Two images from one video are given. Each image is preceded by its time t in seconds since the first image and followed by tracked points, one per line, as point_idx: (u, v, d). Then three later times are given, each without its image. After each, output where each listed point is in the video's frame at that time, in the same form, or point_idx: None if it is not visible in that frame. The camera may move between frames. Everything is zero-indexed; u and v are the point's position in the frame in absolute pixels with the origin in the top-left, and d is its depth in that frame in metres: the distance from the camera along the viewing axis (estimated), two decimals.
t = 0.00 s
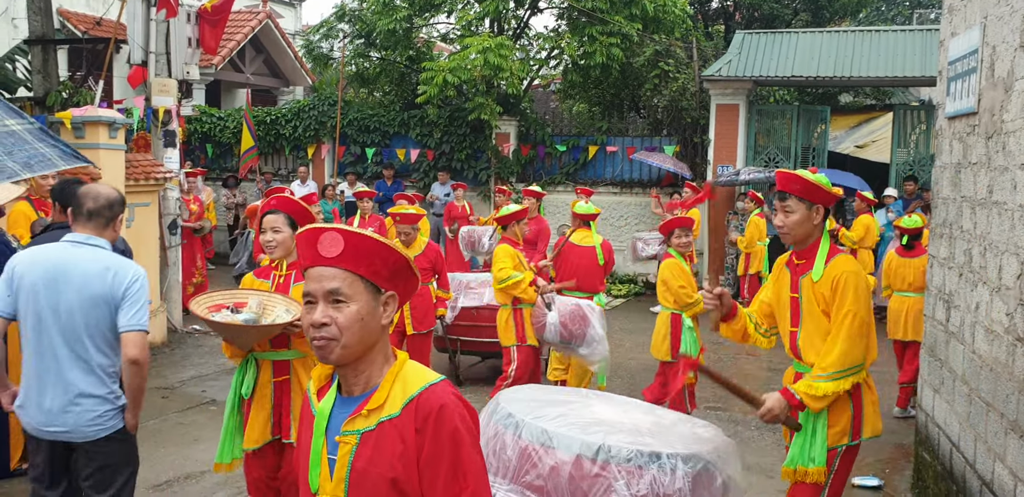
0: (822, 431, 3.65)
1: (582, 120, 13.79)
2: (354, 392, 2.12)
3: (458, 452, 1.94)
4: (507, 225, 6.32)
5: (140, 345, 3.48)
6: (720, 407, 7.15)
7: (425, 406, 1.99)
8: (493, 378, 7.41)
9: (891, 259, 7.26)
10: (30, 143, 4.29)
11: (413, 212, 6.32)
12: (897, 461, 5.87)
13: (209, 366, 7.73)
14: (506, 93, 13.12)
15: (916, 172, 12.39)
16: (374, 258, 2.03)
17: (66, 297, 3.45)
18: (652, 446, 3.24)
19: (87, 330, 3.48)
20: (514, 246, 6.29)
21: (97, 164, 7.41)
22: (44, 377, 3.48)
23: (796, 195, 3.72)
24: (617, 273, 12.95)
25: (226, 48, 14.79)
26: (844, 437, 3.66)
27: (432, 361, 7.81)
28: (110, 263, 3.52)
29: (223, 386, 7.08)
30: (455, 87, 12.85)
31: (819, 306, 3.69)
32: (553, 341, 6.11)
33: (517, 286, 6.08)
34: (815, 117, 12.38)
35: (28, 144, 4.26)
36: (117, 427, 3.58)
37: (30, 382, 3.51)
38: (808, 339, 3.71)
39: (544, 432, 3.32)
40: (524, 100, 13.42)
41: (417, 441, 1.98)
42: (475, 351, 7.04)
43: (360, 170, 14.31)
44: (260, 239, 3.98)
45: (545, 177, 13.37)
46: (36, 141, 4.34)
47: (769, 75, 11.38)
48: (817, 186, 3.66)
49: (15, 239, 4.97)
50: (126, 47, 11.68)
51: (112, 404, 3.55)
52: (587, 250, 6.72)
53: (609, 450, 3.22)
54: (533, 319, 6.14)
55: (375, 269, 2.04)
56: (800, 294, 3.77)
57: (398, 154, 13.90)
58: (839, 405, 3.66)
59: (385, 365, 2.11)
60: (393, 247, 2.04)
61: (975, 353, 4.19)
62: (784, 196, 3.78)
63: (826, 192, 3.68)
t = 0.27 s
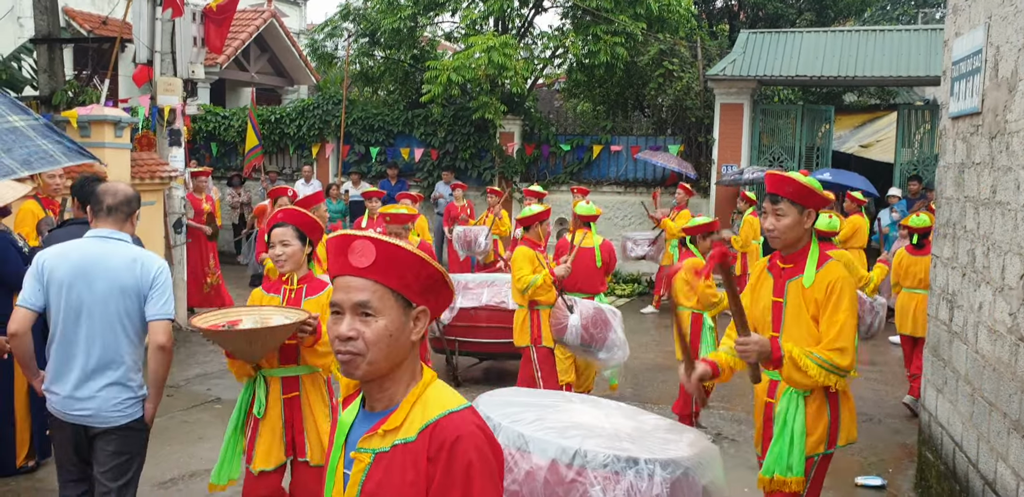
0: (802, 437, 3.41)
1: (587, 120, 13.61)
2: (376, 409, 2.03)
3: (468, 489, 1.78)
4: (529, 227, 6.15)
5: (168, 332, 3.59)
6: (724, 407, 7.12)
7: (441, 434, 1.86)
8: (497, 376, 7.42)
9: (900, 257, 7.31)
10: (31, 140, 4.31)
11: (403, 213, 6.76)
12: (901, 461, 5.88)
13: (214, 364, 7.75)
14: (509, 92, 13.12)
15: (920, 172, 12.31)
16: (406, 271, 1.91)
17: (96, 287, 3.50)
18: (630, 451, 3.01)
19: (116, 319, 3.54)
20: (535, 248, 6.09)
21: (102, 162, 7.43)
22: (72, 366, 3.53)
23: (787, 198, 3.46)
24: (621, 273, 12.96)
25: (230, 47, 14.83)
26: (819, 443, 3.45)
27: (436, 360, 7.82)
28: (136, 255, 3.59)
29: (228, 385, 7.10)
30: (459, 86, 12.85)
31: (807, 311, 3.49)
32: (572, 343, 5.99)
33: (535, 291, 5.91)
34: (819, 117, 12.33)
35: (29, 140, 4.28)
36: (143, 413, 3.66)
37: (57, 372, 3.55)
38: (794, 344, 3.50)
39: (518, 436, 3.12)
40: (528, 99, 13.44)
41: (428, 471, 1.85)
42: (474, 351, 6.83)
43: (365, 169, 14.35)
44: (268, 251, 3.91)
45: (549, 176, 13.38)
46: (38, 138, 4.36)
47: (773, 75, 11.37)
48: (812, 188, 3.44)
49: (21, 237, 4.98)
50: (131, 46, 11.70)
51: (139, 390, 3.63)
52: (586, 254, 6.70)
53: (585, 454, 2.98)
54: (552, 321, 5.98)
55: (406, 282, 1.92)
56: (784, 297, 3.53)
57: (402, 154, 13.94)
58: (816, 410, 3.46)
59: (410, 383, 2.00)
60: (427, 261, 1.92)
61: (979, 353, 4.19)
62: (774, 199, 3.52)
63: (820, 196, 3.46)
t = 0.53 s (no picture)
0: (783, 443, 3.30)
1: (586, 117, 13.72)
2: (400, 418, 1.97)
3: None
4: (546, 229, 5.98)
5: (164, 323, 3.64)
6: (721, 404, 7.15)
7: (475, 444, 1.78)
8: (495, 373, 7.44)
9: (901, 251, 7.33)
10: (24, 139, 4.34)
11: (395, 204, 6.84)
12: (898, 457, 5.89)
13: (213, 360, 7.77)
14: (509, 89, 13.10)
15: (919, 169, 12.43)
16: (436, 270, 1.85)
17: (92, 283, 3.57)
18: (606, 453, 2.88)
19: (113, 313, 3.61)
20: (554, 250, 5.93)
21: (101, 159, 7.44)
22: (74, 361, 3.61)
23: (765, 193, 3.36)
24: (620, 270, 12.97)
25: (229, 44, 14.83)
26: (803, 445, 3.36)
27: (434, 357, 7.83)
28: (129, 249, 3.64)
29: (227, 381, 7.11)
30: (458, 84, 12.85)
31: (782, 306, 3.37)
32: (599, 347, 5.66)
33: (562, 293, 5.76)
34: (818, 115, 12.39)
35: (22, 139, 4.30)
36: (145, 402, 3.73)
37: (60, 367, 3.63)
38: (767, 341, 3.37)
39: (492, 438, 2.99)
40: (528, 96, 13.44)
41: (462, 482, 1.77)
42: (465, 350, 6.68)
43: (364, 166, 14.34)
44: (258, 240, 3.87)
45: (548, 173, 13.40)
46: (32, 137, 4.39)
47: (772, 72, 11.37)
48: (792, 182, 3.32)
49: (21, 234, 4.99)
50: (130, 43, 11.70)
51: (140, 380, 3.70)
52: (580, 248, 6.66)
53: (560, 456, 2.87)
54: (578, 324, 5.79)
55: (436, 282, 1.85)
56: (760, 292, 3.43)
57: (401, 151, 13.95)
58: (795, 411, 3.36)
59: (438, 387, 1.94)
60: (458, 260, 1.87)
61: (974, 350, 4.21)
62: (751, 193, 3.41)
63: (798, 190, 3.34)
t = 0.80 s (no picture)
0: (770, 449, 3.27)
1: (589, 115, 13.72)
2: (414, 432, 1.85)
3: None
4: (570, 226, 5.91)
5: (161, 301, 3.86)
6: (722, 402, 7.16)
7: (492, 466, 1.67)
8: (496, 371, 7.45)
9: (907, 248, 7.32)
10: (27, 135, 4.35)
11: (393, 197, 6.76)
12: (898, 456, 5.89)
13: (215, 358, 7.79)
14: (511, 88, 13.00)
15: (922, 168, 12.40)
16: (417, 306, 1.72)
17: (92, 266, 3.76)
18: (589, 458, 2.90)
19: (113, 295, 3.80)
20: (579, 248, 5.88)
21: (103, 157, 7.46)
22: (76, 341, 3.77)
23: (744, 194, 3.35)
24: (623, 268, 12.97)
25: (232, 42, 14.86)
26: (790, 450, 3.33)
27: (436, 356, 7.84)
28: (126, 234, 3.86)
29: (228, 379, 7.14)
30: (461, 82, 12.87)
31: (764, 310, 3.31)
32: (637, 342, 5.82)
33: (591, 295, 5.70)
34: (821, 113, 12.37)
35: (24, 135, 4.31)
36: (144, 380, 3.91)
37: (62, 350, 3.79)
38: (750, 345, 3.30)
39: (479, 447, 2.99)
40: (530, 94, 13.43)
41: None
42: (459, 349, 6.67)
43: (366, 164, 14.34)
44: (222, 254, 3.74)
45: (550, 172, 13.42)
46: (35, 133, 4.40)
47: (774, 71, 11.36)
48: (774, 183, 3.32)
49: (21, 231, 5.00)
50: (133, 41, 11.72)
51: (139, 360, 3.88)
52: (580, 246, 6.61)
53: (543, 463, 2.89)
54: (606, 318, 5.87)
55: (419, 317, 1.73)
56: (740, 294, 3.37)
57: (404, 149, 13.96)
58: (780, 419, 3.32)
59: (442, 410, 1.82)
60: (446, 299, 1.72)
61: (974, 348, 4.21)
62: (731, 194, 3.39)
63: (779, 189, 3.33)
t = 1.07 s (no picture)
0: (753, 451, 3.18)
1: (591, 109, 13.73)
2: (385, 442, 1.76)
3: None
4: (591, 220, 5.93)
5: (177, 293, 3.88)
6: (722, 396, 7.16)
7: (454, 482, 1.58)
8: (497, 364, 7.47)
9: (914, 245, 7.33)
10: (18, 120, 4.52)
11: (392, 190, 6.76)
12: (898, 450, 5.90)
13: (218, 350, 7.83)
14: (513, 81, 13.07)
15: (925, 162, 12.33)
16: (369, 311, 1.62)
17: (109, 258, 3.81)
18: (573, 458, 2.87)
19: (130, 287, 3.84)
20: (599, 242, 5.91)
21: (105, 150, 7.46)
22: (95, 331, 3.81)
23: (709, 192, 3.23)
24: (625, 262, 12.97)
25: (235, 36, 14.85)
26: (772, 451, 3.25)
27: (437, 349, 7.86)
28: (141, 228, 3.90)
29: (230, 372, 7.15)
30: (463, 75, 12.89)
31: (741, 310, 3.24)
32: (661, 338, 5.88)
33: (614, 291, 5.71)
34: (824, 107, 12.37)
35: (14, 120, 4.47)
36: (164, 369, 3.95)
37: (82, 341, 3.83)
38: (728, 347, 3.23)
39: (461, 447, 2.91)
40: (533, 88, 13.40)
41: None
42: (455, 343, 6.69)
43: (368, 158, 14.31)
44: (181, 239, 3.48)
45: (553, 165, 13.41)
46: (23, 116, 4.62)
47: (777, 65, 11.34)
48: (736, 180, 3.20)
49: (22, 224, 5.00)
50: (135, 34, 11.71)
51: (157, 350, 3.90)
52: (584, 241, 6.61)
53: (526, 462, 2.86)
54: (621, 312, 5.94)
55: (373, 323, 1.63)
56: (715, 295, 3.28)
57: (406, 143, 13.93)
58: (761, 417, 3.23)
59: (411, 419, 1.71)
60: (396, 306, 1.60)
61: (973, 342, 4.21)
62: (698, 194, 3.28)
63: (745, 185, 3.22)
